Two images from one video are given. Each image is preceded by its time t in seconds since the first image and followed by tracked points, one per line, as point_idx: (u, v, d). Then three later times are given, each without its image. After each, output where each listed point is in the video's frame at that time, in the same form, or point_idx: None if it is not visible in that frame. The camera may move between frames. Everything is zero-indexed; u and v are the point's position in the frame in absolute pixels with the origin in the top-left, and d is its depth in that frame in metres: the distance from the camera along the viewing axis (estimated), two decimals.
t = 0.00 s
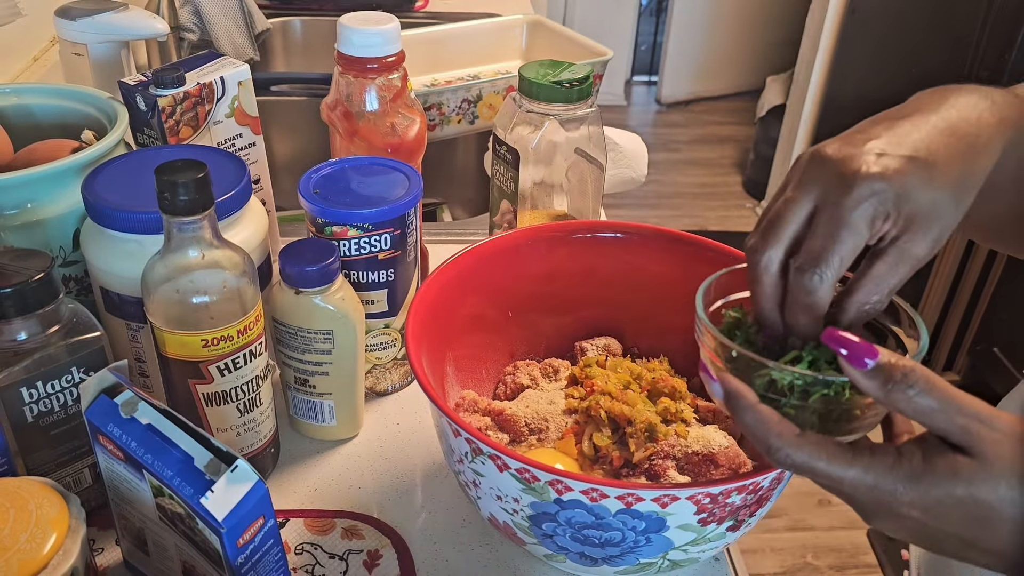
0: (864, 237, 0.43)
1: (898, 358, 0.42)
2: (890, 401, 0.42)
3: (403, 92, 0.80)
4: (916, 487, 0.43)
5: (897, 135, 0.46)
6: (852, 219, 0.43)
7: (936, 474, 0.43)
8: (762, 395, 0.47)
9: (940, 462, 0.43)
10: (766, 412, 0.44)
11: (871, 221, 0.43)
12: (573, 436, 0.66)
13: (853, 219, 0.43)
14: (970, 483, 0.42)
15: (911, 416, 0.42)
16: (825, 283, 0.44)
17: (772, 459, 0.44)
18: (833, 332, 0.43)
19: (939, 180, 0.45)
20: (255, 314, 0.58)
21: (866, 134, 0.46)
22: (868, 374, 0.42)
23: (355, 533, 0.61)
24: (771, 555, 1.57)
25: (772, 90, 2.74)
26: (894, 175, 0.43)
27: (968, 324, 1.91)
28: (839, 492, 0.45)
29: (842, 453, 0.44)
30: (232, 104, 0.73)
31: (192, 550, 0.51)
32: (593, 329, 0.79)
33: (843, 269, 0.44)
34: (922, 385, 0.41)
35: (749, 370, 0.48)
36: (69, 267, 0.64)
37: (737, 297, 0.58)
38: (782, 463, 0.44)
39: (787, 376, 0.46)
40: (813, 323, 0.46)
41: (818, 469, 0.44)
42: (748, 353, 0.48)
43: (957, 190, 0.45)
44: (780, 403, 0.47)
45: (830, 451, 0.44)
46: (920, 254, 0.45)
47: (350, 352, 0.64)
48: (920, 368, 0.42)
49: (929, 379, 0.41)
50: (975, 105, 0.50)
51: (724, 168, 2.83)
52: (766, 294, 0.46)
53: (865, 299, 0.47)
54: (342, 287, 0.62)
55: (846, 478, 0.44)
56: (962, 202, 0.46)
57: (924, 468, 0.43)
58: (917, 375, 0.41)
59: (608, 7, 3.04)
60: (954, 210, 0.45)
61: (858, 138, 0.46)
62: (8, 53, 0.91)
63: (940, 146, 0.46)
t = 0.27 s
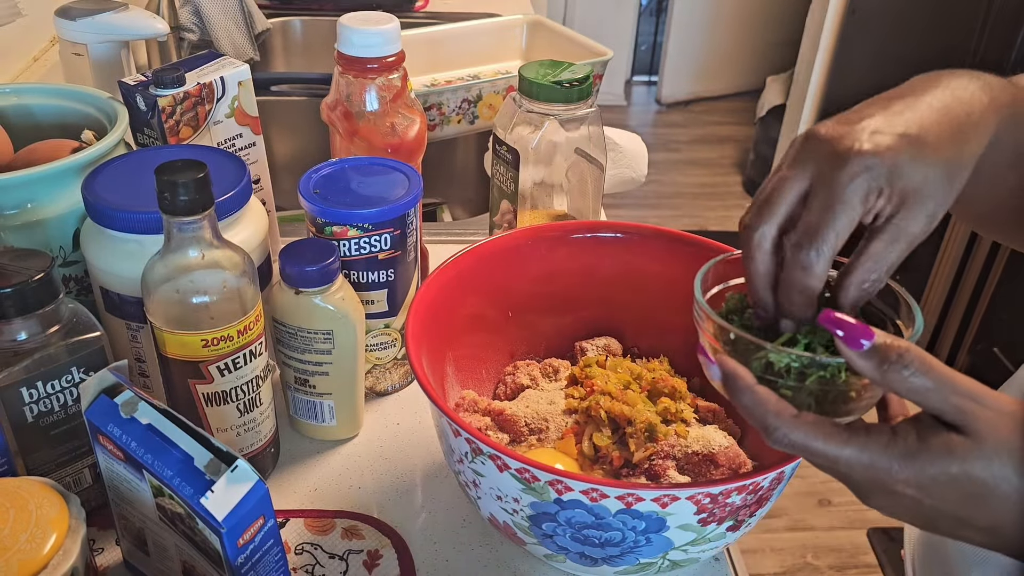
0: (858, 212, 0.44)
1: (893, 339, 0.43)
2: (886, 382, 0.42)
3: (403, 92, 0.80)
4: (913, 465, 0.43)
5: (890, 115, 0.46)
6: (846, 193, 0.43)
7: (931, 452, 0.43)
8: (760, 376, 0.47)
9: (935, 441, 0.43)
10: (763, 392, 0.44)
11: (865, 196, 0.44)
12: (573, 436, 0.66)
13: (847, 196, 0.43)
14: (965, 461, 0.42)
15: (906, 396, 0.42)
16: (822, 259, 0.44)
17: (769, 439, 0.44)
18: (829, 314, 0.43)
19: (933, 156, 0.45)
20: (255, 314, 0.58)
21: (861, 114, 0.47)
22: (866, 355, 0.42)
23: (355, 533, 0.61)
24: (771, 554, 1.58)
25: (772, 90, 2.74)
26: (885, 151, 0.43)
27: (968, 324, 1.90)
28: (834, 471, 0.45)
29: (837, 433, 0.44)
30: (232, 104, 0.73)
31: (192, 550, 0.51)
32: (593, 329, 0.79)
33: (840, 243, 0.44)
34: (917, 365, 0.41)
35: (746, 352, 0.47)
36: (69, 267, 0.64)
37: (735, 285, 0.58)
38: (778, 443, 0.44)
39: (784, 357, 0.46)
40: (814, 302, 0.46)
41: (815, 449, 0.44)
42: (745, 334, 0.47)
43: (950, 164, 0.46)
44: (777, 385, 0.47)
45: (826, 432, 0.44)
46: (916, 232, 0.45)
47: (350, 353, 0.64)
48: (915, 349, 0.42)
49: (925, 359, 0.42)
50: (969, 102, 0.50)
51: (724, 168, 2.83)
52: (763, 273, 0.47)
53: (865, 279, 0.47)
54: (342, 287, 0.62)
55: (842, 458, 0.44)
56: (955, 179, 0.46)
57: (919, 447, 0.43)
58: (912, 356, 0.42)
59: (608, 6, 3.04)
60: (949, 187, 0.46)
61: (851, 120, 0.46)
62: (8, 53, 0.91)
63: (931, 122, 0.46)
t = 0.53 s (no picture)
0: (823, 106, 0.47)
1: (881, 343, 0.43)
2: (877, 387, 0.42)
3: (403, 92, 0.80)
4: (905, 469, 0.43)
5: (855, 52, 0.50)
6: (813, 95, 0.47)
7: (923, 455, 0.43)
8: (752, 385, 0.48)
9: (927, 444, 0.43)
10: (755, 400, 0.44)
11: (829, 94, 0.48)
12: (573, 436, 0.66)
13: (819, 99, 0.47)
14: (956, 463, 0.43)
15: (896, 400, 0.42)
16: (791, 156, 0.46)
17: (763, 447, 0.44)
18: (818, 321, 0.44)
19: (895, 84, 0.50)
20: (255, 314, 0.58)
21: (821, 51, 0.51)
22: (857, 361, 0.42)
23: (355, 533, 0.61)
24: (771, 555, 1.58)
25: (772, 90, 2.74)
26: (852, 60, 0.48)
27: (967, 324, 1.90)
28: (828, 476, 0.45)
29: (829, 438, 0.44)
30: (232, 104, 0.73)
31: (192, 550, 0.51)
32: (593, 329, 0.79)
33: (811, 133, 0.47)
34: (906, 369, 0.41)
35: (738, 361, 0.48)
36: (69, 267, 0.64)
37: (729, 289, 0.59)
38: (771, 450, 0.44)
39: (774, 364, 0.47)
40: (793, 204, 0.47)
41: (808, 456, 0.44)
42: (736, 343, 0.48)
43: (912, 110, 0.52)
44: (768, 393, 0.47)
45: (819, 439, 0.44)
46: (878, 151, 0.51)
47: (350, 353, 0.64)
48: (904, 353, 0.42)
49: (914, 363, 0.42)
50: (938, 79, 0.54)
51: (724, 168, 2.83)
52: (747, 184, 0.49)
53: (841, 191, 0.50)
54: (342, 287, 0.62)
55: (835, 463, 0.44)
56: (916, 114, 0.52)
57: (911, 450, 0.43)
58: (901, 360, 0.42)
59: (608, 6, 3.03)
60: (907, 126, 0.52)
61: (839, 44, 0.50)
62: (8, 53, 0.91)
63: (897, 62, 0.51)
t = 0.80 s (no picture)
0: (729, 43, 0.59)
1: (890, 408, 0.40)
2: (890, 455, 0.40)
3: (403, 92, 0.80)
4: (927, 543, 0.41)
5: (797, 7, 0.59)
6: (729, 27, 0.58)
7: (946, 527, 0.41)
8: (753, 460, 0.44)
9: (949, 515, 0.41)
10: (764, 480, 0.42)
11: (740, 28, 0.58)
12: (573, 436, 0.66)
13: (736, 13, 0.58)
14: (981, 533, 0.40)
15: (909, 469, 0.40)
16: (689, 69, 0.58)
17: (773, 525, 0.43)
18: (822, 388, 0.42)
19: (814, 13, 0.59)
20: (255, 314, 0.58)
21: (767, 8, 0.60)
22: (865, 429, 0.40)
23: (355, 533, 0.61)
24: (772, 555, 1.58)
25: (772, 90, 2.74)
26: None
27: (967, 325, 1.90)
28: (848, 551, 0.44)
29: (844, 515, 0.42)
30: (232, 104, 0.73)
31: (192, 550, 0.51)
32: (593, 329, 0.79)
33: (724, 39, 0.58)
34: (919, 438, 0.39)
35: (736, 432, 0.44)
36: (69, 267, 0.64)
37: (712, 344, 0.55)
38: (784, 527, 0.43)
39: (776, 435, 0.43)
40: (688, 105, 0.58)
41: (823, 534, 0.43)
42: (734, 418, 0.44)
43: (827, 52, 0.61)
44: (770, 464, 0.44)
45: (832, 516, 0.42)
46: (789, 73, 0.59)
47: (350, 353, 0.64)
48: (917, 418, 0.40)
49: (928, 429, 0.39)
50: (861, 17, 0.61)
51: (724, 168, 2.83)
52: (660, 84, 0.59)
53: (742, 108, 0.59)
54: (342, 287, 0.62)
55: (853, 540, 0.43)
56: (833, 53, 0.61)
57: (932, 524, 0.41)
58: (914, 427, 0.39)
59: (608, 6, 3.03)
60: (816, 61, 0.61)
61: None
62: (8, 53, 0.91)
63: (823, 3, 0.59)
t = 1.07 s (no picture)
0: (701, 117, 0.50)
1: (943, 502, 0.36)
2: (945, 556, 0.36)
3: (403, 92, 0.80)
4: None
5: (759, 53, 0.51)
6: (700, 90, 0.49)
7: None
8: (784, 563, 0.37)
9: None
10: None
11: (713, 100, 0.50)
12: (573, 436, 0.66)
13: (700, 90, 0.49)
14: None
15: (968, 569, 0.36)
16: (665, 145, 0.51)
17: None
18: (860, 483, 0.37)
19: (786, 82, 0.50)
20: (255, 314, 0.58)
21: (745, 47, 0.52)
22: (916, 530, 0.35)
23: (355, 533, 0.61)
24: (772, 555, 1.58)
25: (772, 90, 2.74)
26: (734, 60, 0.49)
27: (968, 325, 1.90)
28: None
29: None
30: (232, 104, 0.73)
31: (192, 550, 0.51)
32: (593, 329, 0.80)
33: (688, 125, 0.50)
34: (974, 527, 0.35)
35: (762, 531, 0.37)
36: (69, 267, 0.64)
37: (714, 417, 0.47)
38: None
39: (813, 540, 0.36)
40: (662, 193, 0.52)
41: None
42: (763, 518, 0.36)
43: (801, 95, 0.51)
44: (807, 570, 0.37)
45: None
46: (760, 139, 0.51)
47: (350, 352, 0.64)
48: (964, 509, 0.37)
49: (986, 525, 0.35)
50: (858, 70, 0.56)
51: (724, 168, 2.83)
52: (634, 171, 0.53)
53: (708, 176, 0.52)
54: (342, 287, 0.62)
55: None
56: (801, 108, 0.51)
57: None
58: (966, 514, 0.35)
59: (608, 7, 3.03)
60: (792, 123, 0.51)
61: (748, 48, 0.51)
62: (9, 54, 0.91)
63: (793, 61, 0.51)
